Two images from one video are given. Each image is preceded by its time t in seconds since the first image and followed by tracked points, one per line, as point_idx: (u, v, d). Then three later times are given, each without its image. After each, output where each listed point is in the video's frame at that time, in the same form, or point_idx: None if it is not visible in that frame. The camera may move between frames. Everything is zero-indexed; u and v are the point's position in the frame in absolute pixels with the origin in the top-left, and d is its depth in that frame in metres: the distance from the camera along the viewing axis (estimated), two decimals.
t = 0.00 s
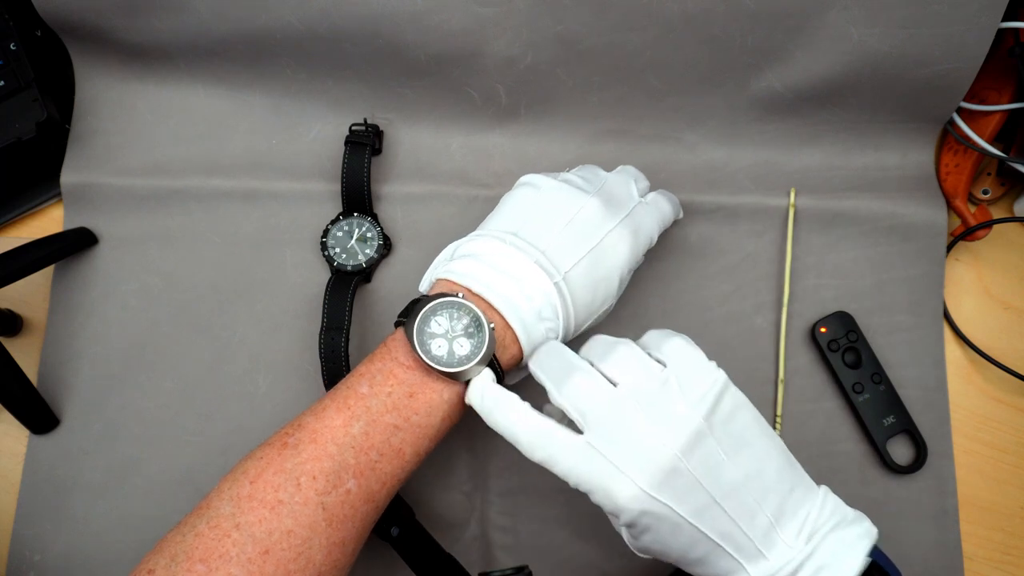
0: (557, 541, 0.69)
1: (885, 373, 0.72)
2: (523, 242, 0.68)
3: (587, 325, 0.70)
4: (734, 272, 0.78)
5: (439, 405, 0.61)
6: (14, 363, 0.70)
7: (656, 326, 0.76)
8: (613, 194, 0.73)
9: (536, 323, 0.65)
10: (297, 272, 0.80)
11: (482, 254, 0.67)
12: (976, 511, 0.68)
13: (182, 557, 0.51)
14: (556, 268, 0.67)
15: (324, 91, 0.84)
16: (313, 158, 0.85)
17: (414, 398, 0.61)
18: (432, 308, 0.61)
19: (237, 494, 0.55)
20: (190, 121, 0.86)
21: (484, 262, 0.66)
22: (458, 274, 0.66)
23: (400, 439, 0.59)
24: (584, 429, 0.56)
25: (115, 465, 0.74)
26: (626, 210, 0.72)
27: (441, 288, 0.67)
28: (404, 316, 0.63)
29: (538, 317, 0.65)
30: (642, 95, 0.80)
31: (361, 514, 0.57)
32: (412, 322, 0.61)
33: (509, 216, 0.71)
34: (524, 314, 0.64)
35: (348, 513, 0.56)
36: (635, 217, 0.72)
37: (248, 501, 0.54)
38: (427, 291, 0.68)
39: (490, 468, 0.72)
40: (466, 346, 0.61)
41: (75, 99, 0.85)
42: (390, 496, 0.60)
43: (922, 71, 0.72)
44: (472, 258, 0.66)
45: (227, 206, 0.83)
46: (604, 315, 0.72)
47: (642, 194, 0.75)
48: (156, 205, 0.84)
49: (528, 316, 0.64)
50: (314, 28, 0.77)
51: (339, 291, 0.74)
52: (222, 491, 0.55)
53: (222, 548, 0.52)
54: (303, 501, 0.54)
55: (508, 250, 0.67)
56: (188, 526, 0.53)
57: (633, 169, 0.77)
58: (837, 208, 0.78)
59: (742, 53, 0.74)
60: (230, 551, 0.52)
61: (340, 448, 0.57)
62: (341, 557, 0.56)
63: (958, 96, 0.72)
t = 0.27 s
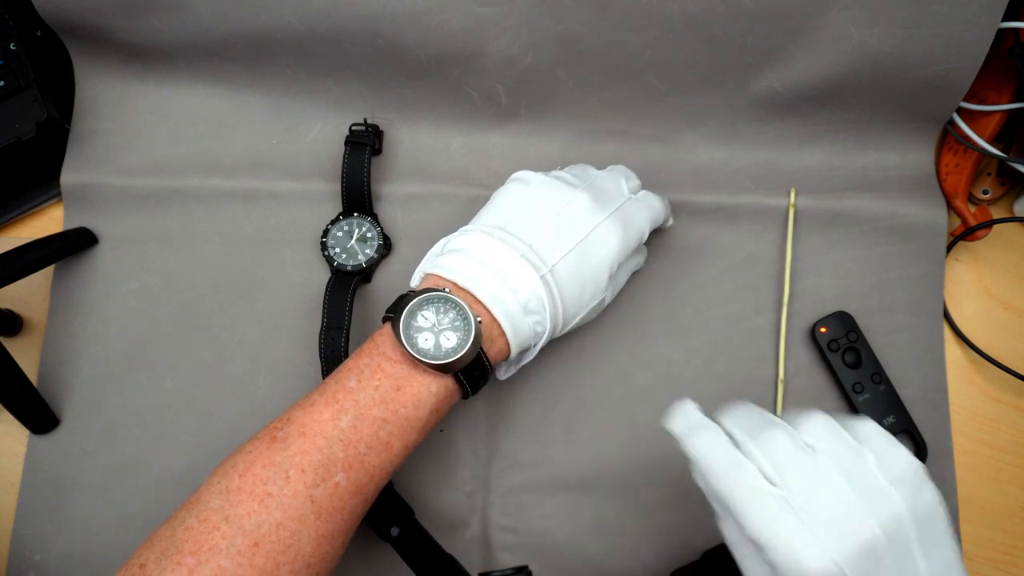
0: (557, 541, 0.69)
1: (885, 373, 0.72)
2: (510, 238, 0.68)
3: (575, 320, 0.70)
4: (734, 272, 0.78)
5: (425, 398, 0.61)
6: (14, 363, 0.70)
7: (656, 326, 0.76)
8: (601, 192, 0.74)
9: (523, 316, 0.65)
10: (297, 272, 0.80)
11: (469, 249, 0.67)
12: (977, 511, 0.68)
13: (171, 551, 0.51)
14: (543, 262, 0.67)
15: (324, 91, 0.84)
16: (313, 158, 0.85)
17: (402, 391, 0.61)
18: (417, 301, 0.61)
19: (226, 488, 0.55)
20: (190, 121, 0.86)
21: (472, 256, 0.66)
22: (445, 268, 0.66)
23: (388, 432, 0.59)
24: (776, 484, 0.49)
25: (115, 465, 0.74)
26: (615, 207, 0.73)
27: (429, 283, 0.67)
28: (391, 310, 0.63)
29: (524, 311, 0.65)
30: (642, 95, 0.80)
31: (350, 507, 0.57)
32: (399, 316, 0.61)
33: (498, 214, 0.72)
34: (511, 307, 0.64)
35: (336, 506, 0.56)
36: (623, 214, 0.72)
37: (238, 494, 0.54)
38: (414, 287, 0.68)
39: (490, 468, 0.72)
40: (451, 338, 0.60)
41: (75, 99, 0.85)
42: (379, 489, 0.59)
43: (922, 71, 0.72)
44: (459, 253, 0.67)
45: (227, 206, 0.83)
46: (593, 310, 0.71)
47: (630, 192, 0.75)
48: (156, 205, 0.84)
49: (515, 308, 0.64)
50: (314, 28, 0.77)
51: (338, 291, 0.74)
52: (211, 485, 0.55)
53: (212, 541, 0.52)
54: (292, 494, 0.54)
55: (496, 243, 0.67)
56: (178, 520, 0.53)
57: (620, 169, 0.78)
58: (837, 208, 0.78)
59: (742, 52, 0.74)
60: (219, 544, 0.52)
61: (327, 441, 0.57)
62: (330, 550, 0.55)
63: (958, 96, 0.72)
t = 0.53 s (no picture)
0: (557, 541, 0.69)
1: (885, 373, 0.72)
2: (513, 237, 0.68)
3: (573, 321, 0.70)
4: (734, 272, 0.78)
5: (431, 395, 0.61)
6: (14, 363, 0.70)
7: (656, 326, 0.76)
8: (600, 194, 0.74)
9: (523, 314, 0.65)
10: (297, 272, 0.80)
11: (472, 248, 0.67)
12: (977, 511, 0.68)
13: (179, 544, 0.51)
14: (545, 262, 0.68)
15: (324, 91, 0.84)
16: (313, 158, 0.85)
17: (407, 389, 0.60)
18: (422, 301, 0.61)
19: (233, 482, 0.54)
20: (190, 121, 0.86)
21: (476, 255, 0.66)
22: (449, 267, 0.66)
23: (394, 429, 0.59)
24: None
25: (115, 465, 0.74)
26: (614, 208, 0.73)
27: (431, 281, 0.66)
28: (396, 308, 0.63)
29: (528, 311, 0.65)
30: (642, 95, 0.80)
31: (355, 502, 0.57)
32: (405, 315, 0.61)
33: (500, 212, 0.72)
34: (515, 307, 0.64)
35: (342, 501, 0.56)
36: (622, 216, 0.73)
37: (244, 488, 0.54)
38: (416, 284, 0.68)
39: (490, 468, 0.72)
40: (457, 339, 0.61)
41: (75, 99, 0.85)
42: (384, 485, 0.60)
43: (922, 71, 0.72)
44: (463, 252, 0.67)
45: (227, 206, 0.83)
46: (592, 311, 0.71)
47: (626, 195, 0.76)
48: (156, 205, 0.84)
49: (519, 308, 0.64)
50: (313, 28, 0.77)
51: (338, 291, 0.74)
52: (217, 480, 0.55)
53: (219, 535, 0.52)
54: (299, 489, 0.54)
55: (496, 242, 0.67)
56: (185, 514, 0.53)
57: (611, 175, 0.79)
58: (837, 208, 0.78)
59: (742, 52, 0.74)
60: (226, 539, 0.52)
61: (333, 437, 0.57)
62: (336, 544, 0.56)
63: (958, 96, 0.72)
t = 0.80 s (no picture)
0: (557, 542, 0.69)
1: (885, 373, 0.72)
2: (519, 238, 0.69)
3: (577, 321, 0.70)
4: (734, 272, 0.78)
5: (437, 396, 0.61)
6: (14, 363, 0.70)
7: (656, 326, 0.76)
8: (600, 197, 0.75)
9: (530, 313, 0.65)
10: (297, 272, 0.80)
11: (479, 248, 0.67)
12: (977, 511, 0.68)
13: (185, 547, 0.51)
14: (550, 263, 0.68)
15: (324, 91, 0.84)
16: (313, 158, 0.85)
17: (414, 390, 0.60)
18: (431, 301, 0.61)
19: (239, 484, 0.54)
20: (189, 121, 0.86)
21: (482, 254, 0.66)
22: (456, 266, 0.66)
23: (400, 430, 0.59)
24: None
25: (115, 465, 0.74)
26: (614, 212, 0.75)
27: (438, 280, 0.66)
28: (403, 308, 0.62)
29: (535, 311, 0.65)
30: (642, 95, 0.80)
31: (361, 504, 0.57)
32: (414, 316, 0.61)
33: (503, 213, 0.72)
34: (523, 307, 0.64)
35: (348, 503, 0.56)
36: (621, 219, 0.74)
37: (250, 490, 0.53)
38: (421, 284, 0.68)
39: (490, 468, 0.72)
40: (467, 340, 0.60)
41: (75, 99, 0.85)
42: (390, 486, 0.59)
43: (922, 71, 0.72)
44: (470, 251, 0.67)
45: (227, 206, 0.83)
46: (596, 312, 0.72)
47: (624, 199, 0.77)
48: (156, 205, 0.84)
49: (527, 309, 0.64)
50: (314, 28, 0.77)
51: (339, 291, 0.74)
52: (223, 481, 0.55)
53: (225, 538, 0.51)
54: (305, 491, 0.54)
55: (501, 241, 0.68)
56: (191, 516, 0.53)
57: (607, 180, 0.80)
58: (837, 208, 0.78)
59: (742, 53, 0.74)
60: (233, 541, 0.51)
61: (340, 438, 0.56)
62: (342, 546, 0.55)
63: (957, 96, 0.72)
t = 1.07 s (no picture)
0: (557, 542, 0.69)
1: (885, 373, 0.72)
2: (520, 234, 0.69)
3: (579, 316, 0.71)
4: (734, 272, 0.78)
5: (441, 394, 0.61)
6: (14, 363, 0.70)
7: (656, 326, 0.76)
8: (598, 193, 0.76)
9: (534, 309, 0.65)
10: (297, 272, 0.80)
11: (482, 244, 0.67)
12: (976, 511, 0.68)
13: (189, 546, 0.50)
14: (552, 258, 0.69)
15: (324, 92, 0.84)
16: (313, 158, 0.85)
17: (419, 388, 0.60)
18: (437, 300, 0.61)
19: (243, 482, 0.53)
20: (189, 121, 0.86)
21: (485, 251, 0.66)
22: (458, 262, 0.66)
23: (406, 428, 0.59)
24: None
25: (115, 465, 0.74)
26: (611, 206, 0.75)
27: (441, 277, 0.66)
28: (409, 306, 0.62)
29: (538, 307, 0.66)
30: (642, 95, 0.80)
31: (366, 502, 0.57)
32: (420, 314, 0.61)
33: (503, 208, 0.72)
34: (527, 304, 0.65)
35: (354, 501, 0.56)
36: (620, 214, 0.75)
37: (256, 488, 0.53)
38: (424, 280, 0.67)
39: (490, 467, 0.72)
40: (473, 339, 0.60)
41: (75, 99, 0.85)
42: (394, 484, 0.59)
43: (922, 71, 0.72)
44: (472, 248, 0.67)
45: (227, 206, 0.83)
46: (597, 307, 0.72)
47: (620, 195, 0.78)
48: (156, 205, 0.84)
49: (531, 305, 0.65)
50: (314, 28, 0.77)
51: (339, 291, 0.74)
52: (227, 480, 0.54)
53: (231, 537, 0.51)
54: (311, 489, 0.54)
55: (502, 237, 0.68)
56: (195, 515, 0.52)
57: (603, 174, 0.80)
58: (837, 208, 0.78)
59: (742, 53, 0.74)
60: (238, 540, 0.51)
61: (346, 436, 0.56)
62: (347, 545, 0.55)
63: (957, 96, 0.72)
